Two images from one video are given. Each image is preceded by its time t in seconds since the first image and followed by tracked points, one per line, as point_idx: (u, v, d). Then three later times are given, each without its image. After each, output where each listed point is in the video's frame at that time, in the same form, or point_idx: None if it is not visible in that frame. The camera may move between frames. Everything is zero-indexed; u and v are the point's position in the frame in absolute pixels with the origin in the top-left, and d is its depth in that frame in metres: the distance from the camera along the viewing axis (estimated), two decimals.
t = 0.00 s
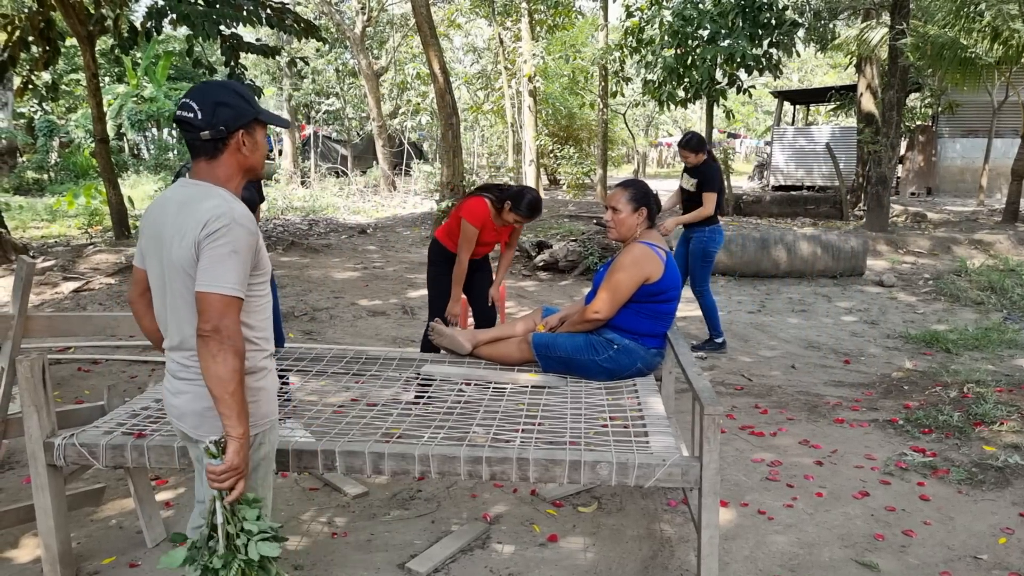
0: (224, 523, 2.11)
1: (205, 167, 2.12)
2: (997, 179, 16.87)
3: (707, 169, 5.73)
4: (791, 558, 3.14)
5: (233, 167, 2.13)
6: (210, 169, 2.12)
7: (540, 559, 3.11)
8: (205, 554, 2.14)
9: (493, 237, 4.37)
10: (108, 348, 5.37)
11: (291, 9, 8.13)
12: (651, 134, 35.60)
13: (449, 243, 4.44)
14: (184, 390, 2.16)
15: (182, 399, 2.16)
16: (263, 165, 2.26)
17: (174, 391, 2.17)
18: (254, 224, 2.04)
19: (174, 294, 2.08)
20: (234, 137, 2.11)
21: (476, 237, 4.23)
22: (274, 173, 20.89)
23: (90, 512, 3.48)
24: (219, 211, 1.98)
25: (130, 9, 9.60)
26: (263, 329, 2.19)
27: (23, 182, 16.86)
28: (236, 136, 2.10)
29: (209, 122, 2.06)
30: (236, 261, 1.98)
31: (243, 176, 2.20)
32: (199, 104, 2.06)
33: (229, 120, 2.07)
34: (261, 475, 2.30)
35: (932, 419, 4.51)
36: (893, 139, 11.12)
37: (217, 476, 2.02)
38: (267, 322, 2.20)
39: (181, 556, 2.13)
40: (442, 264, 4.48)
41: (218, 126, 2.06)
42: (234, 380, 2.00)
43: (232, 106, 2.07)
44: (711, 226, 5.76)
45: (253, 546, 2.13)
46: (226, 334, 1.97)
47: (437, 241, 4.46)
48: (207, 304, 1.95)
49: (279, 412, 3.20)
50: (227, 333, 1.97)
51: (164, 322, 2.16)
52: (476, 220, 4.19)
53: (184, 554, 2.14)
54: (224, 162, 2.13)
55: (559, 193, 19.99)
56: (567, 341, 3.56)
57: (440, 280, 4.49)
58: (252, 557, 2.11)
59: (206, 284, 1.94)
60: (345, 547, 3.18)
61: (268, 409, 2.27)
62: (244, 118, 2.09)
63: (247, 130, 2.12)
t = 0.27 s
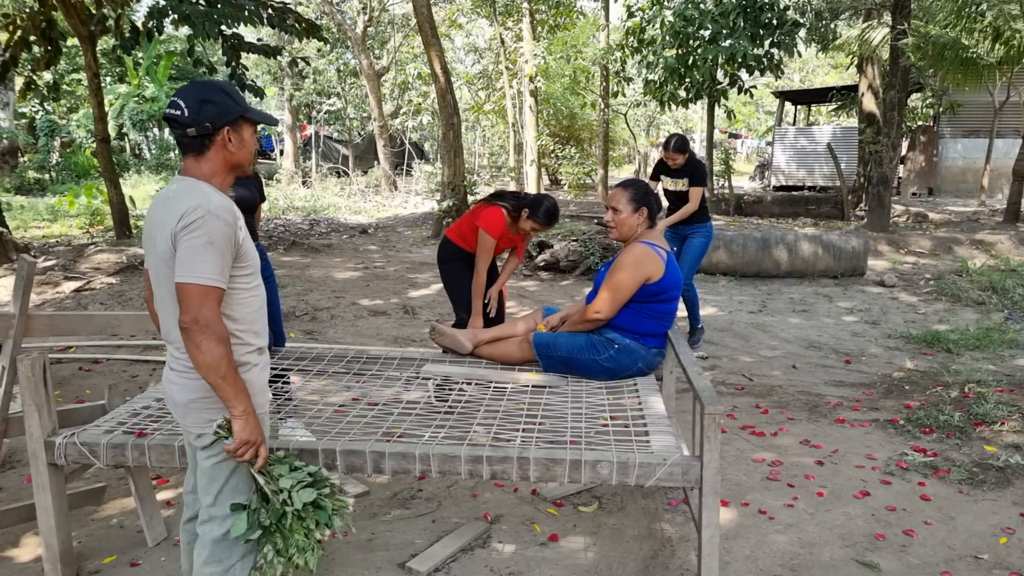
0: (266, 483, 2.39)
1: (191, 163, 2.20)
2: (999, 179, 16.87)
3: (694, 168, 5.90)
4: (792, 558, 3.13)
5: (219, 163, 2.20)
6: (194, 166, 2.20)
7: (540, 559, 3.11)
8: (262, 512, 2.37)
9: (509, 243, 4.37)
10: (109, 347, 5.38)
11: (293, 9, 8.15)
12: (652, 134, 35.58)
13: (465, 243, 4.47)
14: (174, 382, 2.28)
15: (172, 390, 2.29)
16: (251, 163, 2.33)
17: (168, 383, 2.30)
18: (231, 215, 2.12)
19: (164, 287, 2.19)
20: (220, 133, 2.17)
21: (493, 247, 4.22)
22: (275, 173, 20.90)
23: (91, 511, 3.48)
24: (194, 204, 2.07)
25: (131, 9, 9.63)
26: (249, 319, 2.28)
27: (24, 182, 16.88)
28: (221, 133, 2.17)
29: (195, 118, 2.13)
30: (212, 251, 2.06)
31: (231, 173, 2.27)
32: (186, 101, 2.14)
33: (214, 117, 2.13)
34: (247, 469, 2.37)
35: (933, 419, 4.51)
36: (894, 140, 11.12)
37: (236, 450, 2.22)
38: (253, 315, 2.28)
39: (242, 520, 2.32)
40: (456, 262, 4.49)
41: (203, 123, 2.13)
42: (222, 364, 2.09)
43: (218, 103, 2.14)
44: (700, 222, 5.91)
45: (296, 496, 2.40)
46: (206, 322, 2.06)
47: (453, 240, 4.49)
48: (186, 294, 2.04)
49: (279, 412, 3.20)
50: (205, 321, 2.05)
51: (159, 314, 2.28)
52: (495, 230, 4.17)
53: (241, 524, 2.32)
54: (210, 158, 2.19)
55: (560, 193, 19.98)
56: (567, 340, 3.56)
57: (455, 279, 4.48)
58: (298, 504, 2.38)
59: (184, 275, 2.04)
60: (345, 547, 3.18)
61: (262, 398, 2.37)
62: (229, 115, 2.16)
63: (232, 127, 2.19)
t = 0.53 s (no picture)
0: (291, 444, 2.53)
1: (184, 164, 2.27)
2: (1000, 179, 16.87)
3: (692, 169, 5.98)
4: (793, 557, 3.14)
5: (210, 163, 2.26)
6: (186, 166, 2.27)
7: (542, 558, 3.11)
8: (297, 469, 2.55)
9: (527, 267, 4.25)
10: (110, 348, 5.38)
11: (294, 10, 8.16)
12: (653, 134, 35.55)
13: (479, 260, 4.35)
14: (171, 378, 2.34)
15: (169, 386, 2.35)
16: (243, 163, 2.37)
17: (166, 379, 2.36)
18: (217, 210, 2.18)
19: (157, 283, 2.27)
20: (209, 134, 2.23)
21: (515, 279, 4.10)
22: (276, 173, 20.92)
23: (92, 511, 3.48)
24: (179, 201, 2.14)
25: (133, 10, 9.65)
26: (240, 311, 2.33)
27: (25, 182, 16.89)
28: (210, 133, 2.23)
29: (185, 120, 2.20)
30: (199, 244, 2.12)
31: (222, 172, 2.32)
32: (178, 103, 2.21)
33: (203, 118, 2.19)
34: (245, 460, 2.43)
35: (935, 419, 4.50)
36: (895, 139, 11.12)
37: (251, 424, 2.29)
38: (244, 308, 2.34)
39: (280, 482, 2.54)
40: (469, 275, 4.39)
41: (193, 123, 2.20)
42: (216, 350, 2.15)
43: (208, 105, 2.20)
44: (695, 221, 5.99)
45: (321, 449, 2.55)
46: (196, 311, 2.12)
47: (467, 254, 4.36)
48: (175, 287, 2.11)
49: (281, 411, 3.20)
50: (195, 310, 2.12)
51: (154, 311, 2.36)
52: (519, 266, 4.03)
53: (280, 486, 2.55)
54: (201, 158, 2.26)
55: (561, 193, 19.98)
56: (569, 340, 3.56)
57: (467, 294, 4.40)
58: (326, 456, 2.53)
59: (172, 268, 2.10)
60: (347, 546, 3.18)
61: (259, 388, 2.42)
62: (218, 116, 2.21)
63: (222, 127, 2.24)
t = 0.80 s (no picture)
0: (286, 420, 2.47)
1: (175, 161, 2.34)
2: (1000, 179, 16.87)
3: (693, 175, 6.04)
4: (794, 557, 3.14)
5: (200, 159, 2.32)
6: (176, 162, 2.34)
7: (543, 558, 3.11)
8: (296, 445, 2.52)
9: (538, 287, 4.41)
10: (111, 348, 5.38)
11: (295, 10, 8.17)
12: (653, 134, 35.52)
13: (491, 275, 4.36)
14: (160, 374, 2.38)
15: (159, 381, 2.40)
16: (237, 163, 2.42)
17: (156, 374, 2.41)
18: (204, 204, 2.22)
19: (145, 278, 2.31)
20: (195, 129, 2.29)
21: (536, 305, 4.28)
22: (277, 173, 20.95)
23: (93, 511, 3.48)
24: (168, 195, 2.19)
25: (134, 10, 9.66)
26: (228, 307, 2.36)
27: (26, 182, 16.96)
28: (196, 129, 2.29)
29: (172, 118, 2.28)
30: (183, 238, 2.16)
31: (216, 170, 2.37)
32: (167, 104, 2.29)
33: (188, 115, 2.27)
34: (249, 452, 2.44)
35: (936, 419, 4.50)
36: (896, 140, 11.12)
37: (240, 410, 2.31)
38: (231, 304, 2.36)
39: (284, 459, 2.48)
40: (479, 287, 4.39)
41: (178, 120, 2.27)
42: (195, 343, 2.18)
43: (192, 102, 2.28)
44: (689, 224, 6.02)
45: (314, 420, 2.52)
46: (176, 304, 2.14)
47: (478, 269, 4.36)
48: (158, 279, 2.14)
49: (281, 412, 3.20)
50: (175, 302, 2.14)
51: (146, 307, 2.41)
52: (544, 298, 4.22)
53: (281, 464, 2.48)
54: (189, 154, 2.32)
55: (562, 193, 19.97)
56: (570, 341, 3.56)
57: (477, 307, 4.39)
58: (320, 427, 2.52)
59: (155, 260, 2.14)
60: (348, 547, 3.18)
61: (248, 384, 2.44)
62: (202, 111, 2.28)
63: (211, 126, 2.30)
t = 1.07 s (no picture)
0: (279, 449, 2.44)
1: (174, 162, 2.30)
2: (1001, 179, 16.85)
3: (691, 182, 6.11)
4: (796, 560, 3.13)
5: (201, 158, 2.30)
6: (176, 164, 2.30)
7: (544, 560, 3.10)
8: (285, 476, 2.47)
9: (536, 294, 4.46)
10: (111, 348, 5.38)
11: (295, 10, 8.17)
12: (653, 134, 35.50)
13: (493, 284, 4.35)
14: (162, 375, 2.35)
15: (158, 383, 2.36)
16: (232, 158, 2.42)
17: (156, 375, 2.37)
18: (214, 206, 2.22)
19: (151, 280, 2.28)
20: (196, 128, 2.27)
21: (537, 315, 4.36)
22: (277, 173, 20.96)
23: (93, 512, 3.47)
24: (175, 196, 2.17)
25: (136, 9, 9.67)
26: (232, 309, 2.34)
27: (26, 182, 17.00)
28: (197, 127, 2.27)
29: (171, 117, 2.23)
30: (197, 240, 2.15)
31: (215, 168, 2.36)
32: (160, 104, 2.25)
33: (188, 113, 2.24)
34: (243, 454, 2.43)
35: (937, 420, 4.49)
36: (897, 140, 11.12)
37: (238, 426, 2.27)
38: (239, 309, 2.36)
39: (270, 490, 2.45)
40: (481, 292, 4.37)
41: (179, 120, 2.24)
42: (210, 347, 2.17)
43: (188, 100, 2.25)
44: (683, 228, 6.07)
45: (310, 451, 2.49)
46: (191, 307, 2.14)
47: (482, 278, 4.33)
48: (173, 282, 2.13)
49: (281, 413, 3.19)
50: (192, 305, 2.13)
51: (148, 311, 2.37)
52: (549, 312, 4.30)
53: (269, 493, 2.47)
54: (190, 154, 2.29)
55: (563, 193, 19.97)
56: (571, 342, 3.55)
57: (479, 312, 4.37)
58: (315, 458, 2.47)
59: (169, 262, 2.13)
60: (348, 549, 3.17)
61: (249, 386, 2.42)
62: (201, 108, 2.26)
63: (207, 122, 2.29)
